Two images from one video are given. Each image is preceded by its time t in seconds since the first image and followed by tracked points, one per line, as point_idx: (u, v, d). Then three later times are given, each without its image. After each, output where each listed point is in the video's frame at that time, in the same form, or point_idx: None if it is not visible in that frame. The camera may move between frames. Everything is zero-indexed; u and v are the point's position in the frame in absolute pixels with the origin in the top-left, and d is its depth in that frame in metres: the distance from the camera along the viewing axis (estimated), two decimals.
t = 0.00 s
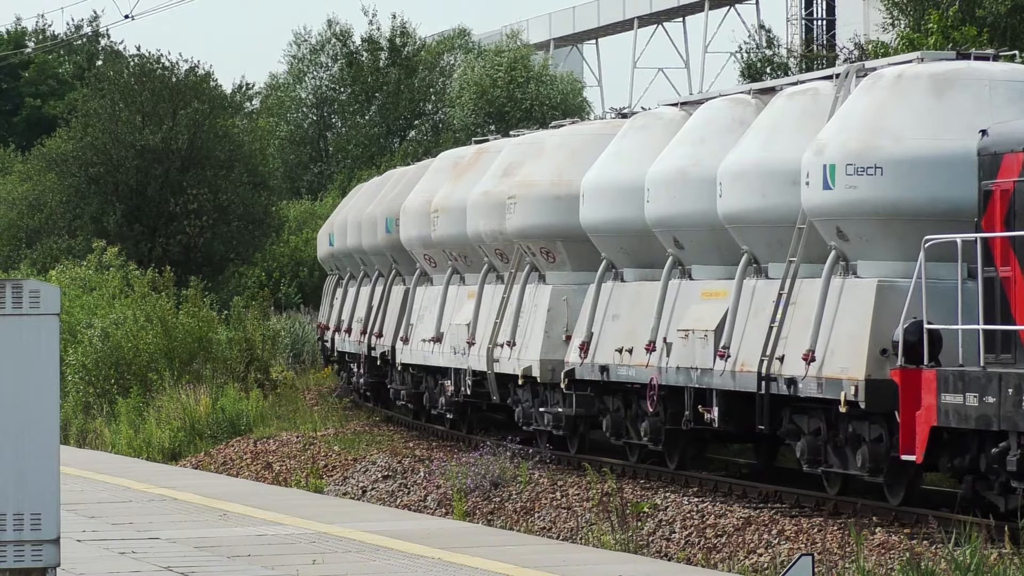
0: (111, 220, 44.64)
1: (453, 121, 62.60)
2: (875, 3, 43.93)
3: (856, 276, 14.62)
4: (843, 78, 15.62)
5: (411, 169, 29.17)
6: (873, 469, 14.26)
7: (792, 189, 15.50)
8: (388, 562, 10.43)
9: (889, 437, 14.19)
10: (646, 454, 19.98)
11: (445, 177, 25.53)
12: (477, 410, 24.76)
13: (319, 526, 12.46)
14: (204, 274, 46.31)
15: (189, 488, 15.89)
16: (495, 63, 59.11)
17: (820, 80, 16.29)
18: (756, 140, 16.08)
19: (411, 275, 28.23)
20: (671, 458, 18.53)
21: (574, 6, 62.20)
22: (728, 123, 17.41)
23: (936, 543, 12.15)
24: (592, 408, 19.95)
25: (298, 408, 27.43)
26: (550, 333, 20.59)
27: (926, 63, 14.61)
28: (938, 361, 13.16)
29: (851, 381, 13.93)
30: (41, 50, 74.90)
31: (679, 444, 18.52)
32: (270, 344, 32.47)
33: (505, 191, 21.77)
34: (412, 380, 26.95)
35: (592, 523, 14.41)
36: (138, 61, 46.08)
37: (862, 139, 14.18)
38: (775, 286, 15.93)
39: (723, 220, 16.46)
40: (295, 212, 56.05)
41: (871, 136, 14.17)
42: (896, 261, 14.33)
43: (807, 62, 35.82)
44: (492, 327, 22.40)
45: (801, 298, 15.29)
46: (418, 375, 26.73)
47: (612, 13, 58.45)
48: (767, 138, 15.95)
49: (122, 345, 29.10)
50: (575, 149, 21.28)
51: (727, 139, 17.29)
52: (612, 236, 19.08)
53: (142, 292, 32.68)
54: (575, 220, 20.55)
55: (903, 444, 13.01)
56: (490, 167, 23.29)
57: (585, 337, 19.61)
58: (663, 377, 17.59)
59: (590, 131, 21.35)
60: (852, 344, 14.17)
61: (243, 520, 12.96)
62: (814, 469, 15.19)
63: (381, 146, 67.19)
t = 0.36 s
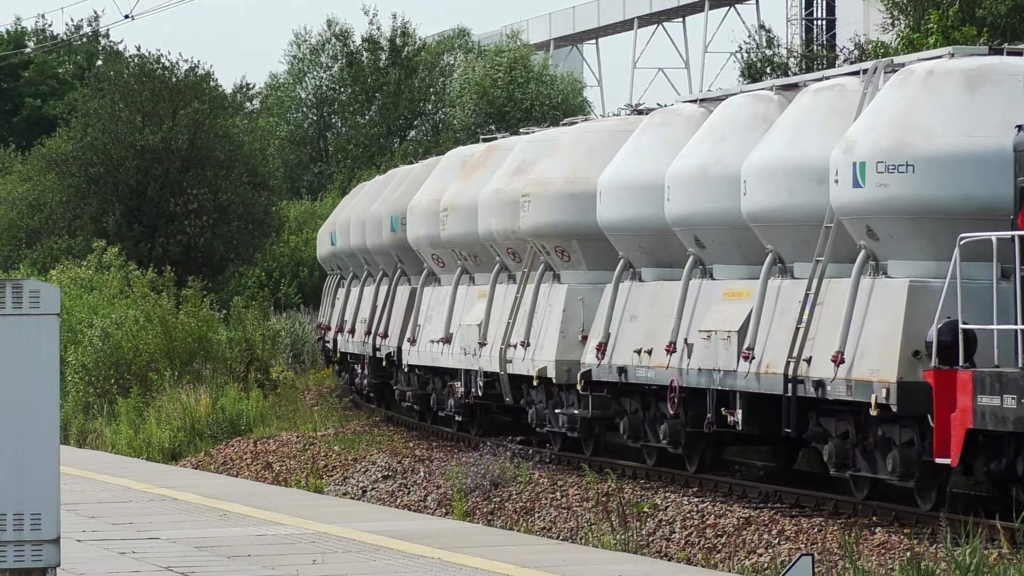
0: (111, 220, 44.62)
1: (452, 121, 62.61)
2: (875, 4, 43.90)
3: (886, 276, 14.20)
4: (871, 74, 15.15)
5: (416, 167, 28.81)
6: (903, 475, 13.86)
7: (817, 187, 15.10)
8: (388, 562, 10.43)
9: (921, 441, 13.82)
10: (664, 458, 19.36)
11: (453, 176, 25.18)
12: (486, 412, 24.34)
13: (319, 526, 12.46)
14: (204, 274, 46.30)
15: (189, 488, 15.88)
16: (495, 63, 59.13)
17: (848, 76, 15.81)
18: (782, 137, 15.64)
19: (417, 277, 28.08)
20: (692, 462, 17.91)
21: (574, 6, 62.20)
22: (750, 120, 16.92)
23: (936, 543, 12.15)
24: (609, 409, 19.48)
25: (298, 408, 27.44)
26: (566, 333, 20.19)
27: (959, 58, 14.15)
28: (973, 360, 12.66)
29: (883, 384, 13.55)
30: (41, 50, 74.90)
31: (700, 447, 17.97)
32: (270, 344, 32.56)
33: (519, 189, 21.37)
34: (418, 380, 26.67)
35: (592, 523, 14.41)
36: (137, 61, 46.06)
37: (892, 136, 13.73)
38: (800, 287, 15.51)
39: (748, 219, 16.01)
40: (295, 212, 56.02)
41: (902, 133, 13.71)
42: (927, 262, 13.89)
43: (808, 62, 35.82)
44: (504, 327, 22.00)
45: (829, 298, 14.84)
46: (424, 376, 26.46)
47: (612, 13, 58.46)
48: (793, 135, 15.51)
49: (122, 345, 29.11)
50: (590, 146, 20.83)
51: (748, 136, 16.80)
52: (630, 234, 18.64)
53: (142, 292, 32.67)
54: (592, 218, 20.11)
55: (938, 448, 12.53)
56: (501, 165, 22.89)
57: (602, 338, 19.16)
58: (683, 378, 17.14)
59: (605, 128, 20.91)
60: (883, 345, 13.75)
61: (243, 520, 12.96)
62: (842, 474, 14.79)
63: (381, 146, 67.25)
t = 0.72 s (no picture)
0: (111, 219, 44.63)
1: (452, 121, 62.63)
2: (875, 3, 43.91)
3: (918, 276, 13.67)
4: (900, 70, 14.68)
5: (423, 165, 28.03)
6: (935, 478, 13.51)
7: (847, 186, 14.58)
8: (387, 561, 10.43)
9: (953, 445, 13.40)
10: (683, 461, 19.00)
11: (462, 174, 24.66)
12: (496, 414, 23.85)
13: (318, 526, 12.45)
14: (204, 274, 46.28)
15: (189, 488, 15.88)
16: (495, 63, 59.15)
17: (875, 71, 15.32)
18: (808, 133, 15.14)
19: (423, 277, 27.36)
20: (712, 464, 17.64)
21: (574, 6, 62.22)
22: (774, 117, 16.39)
23: (936, 542, 12.15)
24: (626, 411, 19.02)
25: (298, 408, 27.44)
26: (581, 334, 19.58)
27: (991, 53, 13.70)
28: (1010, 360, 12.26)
29: (915, 387, 13.05)
30: (41, 50, 74.92)
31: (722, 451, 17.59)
32: (270, 344, 32.64)
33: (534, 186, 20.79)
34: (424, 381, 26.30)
35: (592, 523, 14.41)
36: (138, 61, 46.07)
37: (924, 133, 13.27)
38: (827, 288, 14.93)
39: (773, 218, 15.47)
40: (295, 212, 56.02)
41: (935, 130, 13.25)
42: (961, 262, 13.36)
43: (807, 62, 35.84)
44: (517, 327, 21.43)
45: (857, 299, 14.30)
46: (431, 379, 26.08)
47: (612, 13, 58.49)
48: (820, 131, 15.03)
49: (122, 345, 29.11)
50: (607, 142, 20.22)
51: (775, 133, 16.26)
52: (649, 234, 18.07)
53: (143, 292, 32.67)
54: (608, 215, 19.46)
55: (972, 450, 12.21)
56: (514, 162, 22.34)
57: (620, 340, 18.58)
58: (705, 381, 16.64)
59: (622, 124, 20.31)
60: (915, 346, 13.22)
61: (243, 520, 12.96)
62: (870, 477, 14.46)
63: (381, 146, 67.33)
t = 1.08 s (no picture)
0: (111, 220, 44.64)
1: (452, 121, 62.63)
2: (875, 4, 43.89)
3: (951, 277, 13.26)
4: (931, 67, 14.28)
5: (429, 163, 27.48)
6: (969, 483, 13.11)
7: (877, 183, 14.13)
8: (387, 561, 10.43)
9: (989, 448, 13.03)
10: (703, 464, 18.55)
11: (472, 172, 24.20)
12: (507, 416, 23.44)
13: (318, 526, 12.45)
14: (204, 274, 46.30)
15: (189, 488, 15.88)
16: (495, 63, 59.13)
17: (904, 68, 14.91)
18: (837, 130, 14.72)
19: (430, 277, 26.86)
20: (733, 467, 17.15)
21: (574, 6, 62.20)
22: (798, 113, 15.94)
23: (936, 543, 12.18)
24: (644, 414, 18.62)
25: (298, 408, 27.45)
26: (598, 334, 19.07)
27: None
28: None
29: (949, 390, 12.64)
30: (41, 50, 74.91)
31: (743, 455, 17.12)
32: (271, 344, 32.68)
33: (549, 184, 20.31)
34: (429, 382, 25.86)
35: (592, 523, 14.42)
36: (137, 61, 46.07)
37: (958, 130, 12.92)
38: (856, 287, 14.46)
39: (800, 217, 15.02)
40: (294, 212, 56.02)
41: (969, 127, 12.91)
42: (995, 262, 12.98)
43: (808, 62, 35.82)
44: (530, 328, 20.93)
45: (887, 300, 13.86)
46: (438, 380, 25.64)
47: (612, 13, 58.51)
48: (849, 128, 14.60)
49: (122, 345, 29.10)
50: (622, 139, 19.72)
51: (799, 130, 15.79)
52: (667, 232, 17.57)
53: (143, 292, 32.67)
54: (626, 213, 18.93)
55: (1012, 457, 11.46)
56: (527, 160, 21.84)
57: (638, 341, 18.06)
58: (728, 383, 16.11)
59: (639, 120, 19.82)
60: (950, 348, 12.80)
61: (243, 520, 12.97)
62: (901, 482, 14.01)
63: (382, 146, 67.38)
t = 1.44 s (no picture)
0: (111, 220, 44.64)
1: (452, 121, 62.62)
2: (875, 4, 43.89)
3: (985, 276, 12.91)
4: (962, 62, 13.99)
5: (435, 163, 27.24)
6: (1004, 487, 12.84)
7: (907, 182, 13.81)
8: (387, 561, 10.44)
9: None
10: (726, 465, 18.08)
11: (482, 171, 23.76)
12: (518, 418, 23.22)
13: (319, 526, 12.46)
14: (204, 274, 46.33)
15: (189, 488, 15.89)
16: (495, 63, 59.12)
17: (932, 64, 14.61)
18: (866, 127, 14.36)
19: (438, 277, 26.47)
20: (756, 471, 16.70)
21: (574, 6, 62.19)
22: (823, 109, 15.58)
23: (936, 543, 12.18)
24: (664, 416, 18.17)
25: (298, 408, 27.45)
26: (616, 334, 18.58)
27: None
28: None
29: (985, 392, 12.33)
30: (41, 50, 74.89)
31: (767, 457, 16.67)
32: (271, 344, 32.71)
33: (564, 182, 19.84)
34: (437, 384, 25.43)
35: (592, 523, 14.42)
36: (138, 61, 46.08)
37: (993, 126, 12.64)
38: (887, 286, 14.07)
39: (828, 216, 14.65)
40: (294, 212, 56.02)
41: (1004, 124, 12.62)
42: None
43: (808, 62, 35.84)
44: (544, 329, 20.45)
45: (919, 301, 13.48)
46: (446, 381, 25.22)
47: (612, 14, 58.50)
48: (877, 125, 14.26)
49: (122, 345, 29.04)
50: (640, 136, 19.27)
51: (824, 128, 15.41)
52: (690, 231, 17.10)
53: (144, 292, 32.66)
54: (645, 211, 18.49)
55: None
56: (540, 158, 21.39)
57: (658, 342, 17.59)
58: (755, 385, 15.66)
59: (657, 117, 19.38)
60: (985, 349, 12.49)
61: (243, 520, 12.97)
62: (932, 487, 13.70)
63: (382, 146, 67.37)
